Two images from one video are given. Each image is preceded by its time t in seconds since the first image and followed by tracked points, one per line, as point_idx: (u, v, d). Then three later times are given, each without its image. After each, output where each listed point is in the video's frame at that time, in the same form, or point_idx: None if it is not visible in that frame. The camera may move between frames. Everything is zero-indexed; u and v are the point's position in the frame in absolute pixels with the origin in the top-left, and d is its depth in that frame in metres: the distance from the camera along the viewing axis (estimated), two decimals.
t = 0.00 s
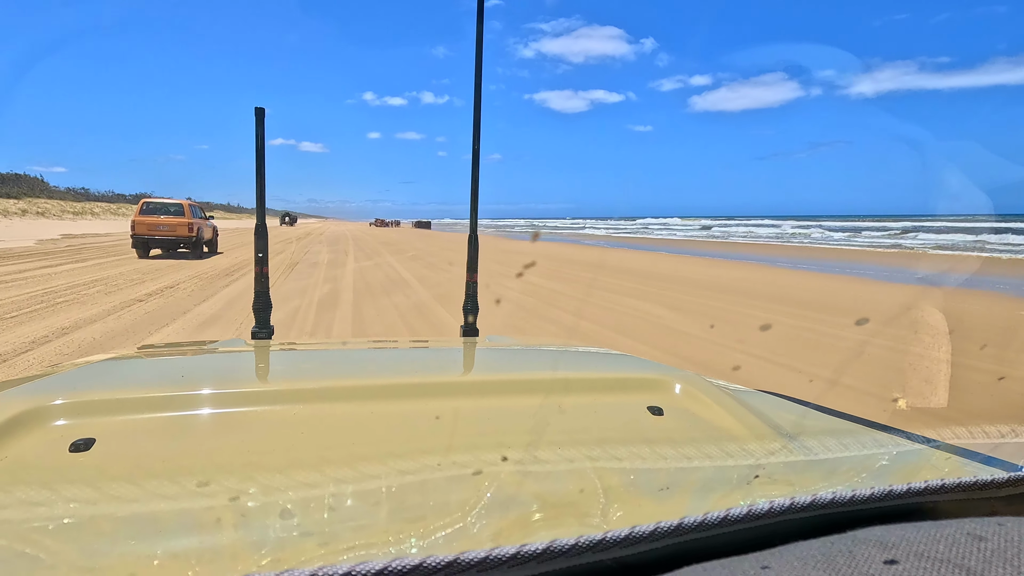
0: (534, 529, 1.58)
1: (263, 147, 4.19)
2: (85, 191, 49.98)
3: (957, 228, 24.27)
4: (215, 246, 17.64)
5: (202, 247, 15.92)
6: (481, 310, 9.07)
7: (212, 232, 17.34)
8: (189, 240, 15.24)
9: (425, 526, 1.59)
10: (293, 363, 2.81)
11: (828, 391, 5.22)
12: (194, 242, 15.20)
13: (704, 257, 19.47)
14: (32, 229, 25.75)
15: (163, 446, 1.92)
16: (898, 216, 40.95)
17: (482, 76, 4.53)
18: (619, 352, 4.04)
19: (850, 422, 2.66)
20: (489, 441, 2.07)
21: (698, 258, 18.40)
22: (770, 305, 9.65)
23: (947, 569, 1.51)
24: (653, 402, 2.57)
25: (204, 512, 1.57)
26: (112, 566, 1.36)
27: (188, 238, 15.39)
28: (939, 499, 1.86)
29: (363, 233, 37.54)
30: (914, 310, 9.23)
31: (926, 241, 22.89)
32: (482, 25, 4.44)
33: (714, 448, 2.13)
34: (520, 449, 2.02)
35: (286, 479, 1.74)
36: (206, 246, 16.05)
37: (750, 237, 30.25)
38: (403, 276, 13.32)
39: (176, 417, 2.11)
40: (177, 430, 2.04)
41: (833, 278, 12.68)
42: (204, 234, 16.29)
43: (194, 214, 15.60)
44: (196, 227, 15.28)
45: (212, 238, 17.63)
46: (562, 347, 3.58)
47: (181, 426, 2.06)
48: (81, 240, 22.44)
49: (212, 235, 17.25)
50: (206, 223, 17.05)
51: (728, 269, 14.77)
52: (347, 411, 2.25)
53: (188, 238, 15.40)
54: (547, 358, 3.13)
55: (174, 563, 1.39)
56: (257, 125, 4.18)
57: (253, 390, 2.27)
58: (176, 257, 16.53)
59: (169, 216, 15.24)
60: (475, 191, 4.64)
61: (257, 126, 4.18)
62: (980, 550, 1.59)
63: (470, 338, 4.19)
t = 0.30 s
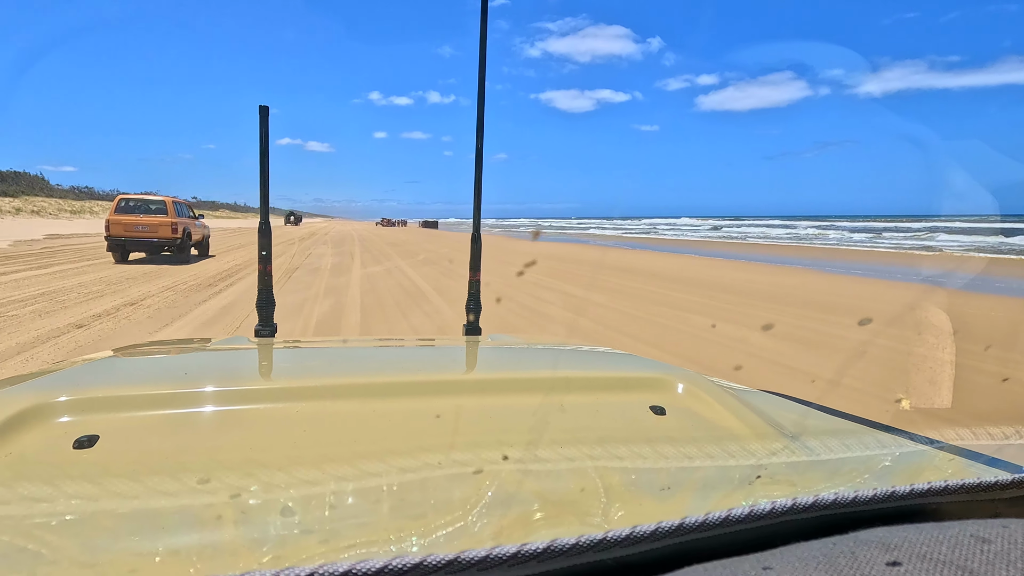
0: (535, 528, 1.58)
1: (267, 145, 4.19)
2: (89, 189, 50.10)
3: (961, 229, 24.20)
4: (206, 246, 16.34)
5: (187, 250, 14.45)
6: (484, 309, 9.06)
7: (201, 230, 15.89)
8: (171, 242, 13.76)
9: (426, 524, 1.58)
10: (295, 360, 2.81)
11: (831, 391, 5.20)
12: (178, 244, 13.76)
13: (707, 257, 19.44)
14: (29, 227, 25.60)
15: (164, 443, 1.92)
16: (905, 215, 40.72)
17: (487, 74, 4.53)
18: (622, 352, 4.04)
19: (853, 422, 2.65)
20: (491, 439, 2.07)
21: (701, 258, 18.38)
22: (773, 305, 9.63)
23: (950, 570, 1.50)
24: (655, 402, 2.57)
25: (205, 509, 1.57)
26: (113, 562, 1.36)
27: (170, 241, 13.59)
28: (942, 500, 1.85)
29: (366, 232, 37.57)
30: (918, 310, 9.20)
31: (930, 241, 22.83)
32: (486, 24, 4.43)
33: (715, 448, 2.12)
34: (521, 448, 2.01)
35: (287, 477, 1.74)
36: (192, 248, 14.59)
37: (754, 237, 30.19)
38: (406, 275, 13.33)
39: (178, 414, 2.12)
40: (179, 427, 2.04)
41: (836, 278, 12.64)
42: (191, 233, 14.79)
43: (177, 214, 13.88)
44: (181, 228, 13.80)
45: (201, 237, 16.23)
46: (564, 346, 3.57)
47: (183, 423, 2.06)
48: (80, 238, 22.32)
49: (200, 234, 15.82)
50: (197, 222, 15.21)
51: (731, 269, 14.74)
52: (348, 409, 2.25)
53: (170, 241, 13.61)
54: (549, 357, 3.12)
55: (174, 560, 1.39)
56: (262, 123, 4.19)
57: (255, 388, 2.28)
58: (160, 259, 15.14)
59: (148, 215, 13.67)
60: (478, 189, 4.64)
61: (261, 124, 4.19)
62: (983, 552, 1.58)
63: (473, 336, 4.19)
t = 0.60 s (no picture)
0: (535, 527, 1.60)
1: (270, 145, 4.21)
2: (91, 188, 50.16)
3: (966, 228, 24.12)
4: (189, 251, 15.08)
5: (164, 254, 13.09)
6: (486, 309, 9.07)
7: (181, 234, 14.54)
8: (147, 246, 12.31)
9: (427, 523, 1.60)
10: (299, 360, 2.83)
11: (832, 391, 5.20)
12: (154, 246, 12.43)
13: (710, 256, 19.44)
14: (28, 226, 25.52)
15: (169, 441, 1.94)
16: (910, 215, 40.55)
17: (488, 73, 4.54)
18: (623, 351, 4.04)
19: (853, 422, 2.65)
20: (491, 439, 2.08)
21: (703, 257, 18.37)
22: (776, 305, 9.62)
23: (945, 569, 1.51)
24: (655, 402, 2.57)
25: (207, 507, 1.59)
26: (117, 559, 1.38)
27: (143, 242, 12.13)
28: (940, 500, 1.85)
29: (369, 232, 37.62)
30: (921, 310, 9.19)
31: (935, 241, 22.76)
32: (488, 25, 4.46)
33: (716, 447, 2.13)
34: (522, 447, 2.03)
35: (289, 475, 1.76)
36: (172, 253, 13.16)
37: (757, 237, 30.15)
38: (409, 275, 13.36)
39: (182, 413, 2.14)
40: (182, 426, 2.06)
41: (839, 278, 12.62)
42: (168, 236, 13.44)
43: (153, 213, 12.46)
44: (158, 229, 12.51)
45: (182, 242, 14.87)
46: (567, 345, 3.58)
47: (186, 422, 2.08)
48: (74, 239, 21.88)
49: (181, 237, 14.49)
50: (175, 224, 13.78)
51: (734, 269, 14.73)
52: (350, 409, 2.26)
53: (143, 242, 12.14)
54: (551, 356, 3.13)
55: (178, 557, 1.41)
56: (264, 123, 4.21)
57: (259, 387, 2.29)
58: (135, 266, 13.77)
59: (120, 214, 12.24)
60: (479, 190, 4.65)
61: (264, 124, 4.21)
62: (980, 551, 1.59)
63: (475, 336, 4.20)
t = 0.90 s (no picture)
0: (539, 525, 1.59)
1: (274, 143, 4.22)
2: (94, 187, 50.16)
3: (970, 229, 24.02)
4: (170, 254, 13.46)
5: (134, 260, 11.23)
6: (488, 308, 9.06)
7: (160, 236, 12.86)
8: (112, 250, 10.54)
9: (432, 521, 1.60)
10: (303, 358, 2.83)
11: (835, 391, 5.19)
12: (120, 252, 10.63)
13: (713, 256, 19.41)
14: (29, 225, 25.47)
15: (174, 439, 1.94)
16: (916, 216, 40.36)
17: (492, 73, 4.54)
18: (626, 350, 4.03)
19: (857, 422, 2.64)
20: (495, 437, 2.08)
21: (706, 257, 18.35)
22: (779, 304, 9.60)
23: (952, 570, 1.51)
24: (659, 401, 2.57)
25: (212, 504, 1.59)
26: (122, 556, 1.39)
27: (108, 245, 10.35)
28: (947, 501, 1.84)
29: (371, 232, 37.62)
30: (925, 310, 9.16)
31: (939, 241, 22.67)
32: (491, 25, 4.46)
33: (720, 447, 2.13)
34: (525, 446, 2.02)
35: (294, 473, 1.76)
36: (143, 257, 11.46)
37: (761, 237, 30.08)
38: (411, 274, 13.36)
39: (186, 410, 2.14)
40: (187, 423, 2.06)
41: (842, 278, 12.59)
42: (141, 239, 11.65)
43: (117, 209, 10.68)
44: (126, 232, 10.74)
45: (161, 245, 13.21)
46: (570, 344, 3.57)
47: (191, 420, 2.08)
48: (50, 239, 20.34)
49: (160, 240, 12.74)
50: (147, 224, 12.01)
51: (737, 269, 14.70)
52: (354, 407, 2.26)
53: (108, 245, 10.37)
54: (554, 355, 3.13)
55: (183, 554, 1.41)
56: (268, 122, 4.21)
57: (263, 385, 2.29)
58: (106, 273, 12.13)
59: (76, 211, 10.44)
60: (482, 189, 4.65)
61: (268, 123, 4.21)
62: (988, 552, 1.59)
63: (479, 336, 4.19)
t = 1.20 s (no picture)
0: (536, 526, 1.60)
1: (274, 143, 4.23)
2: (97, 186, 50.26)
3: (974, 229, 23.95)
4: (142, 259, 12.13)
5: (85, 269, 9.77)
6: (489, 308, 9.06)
7: (127, 239, 11.42)
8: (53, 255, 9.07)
9: (429, 521, 1.60)
10: (303, 358, 2.84)
11: (835, 392, 5.19)
12: (65, 258, 9.19)
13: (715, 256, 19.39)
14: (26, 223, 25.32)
15: (173, 438, 1.95)
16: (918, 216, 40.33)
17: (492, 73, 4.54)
18: (626, 351, 4.03)
19: (856, 423, 2.64)
20: (493, 438, 2.08)
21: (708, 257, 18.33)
22: (780, 304, 9.59)
23: (947, 572, 1.51)
24: (657, 402, 2.57)
25: (210, 504, 1.60)
26: (121, 555, 1.40)
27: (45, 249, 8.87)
28: (943, 502, 1.84)
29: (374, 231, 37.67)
30: (926, 310, 9.15)
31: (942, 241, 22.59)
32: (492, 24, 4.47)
33: (717, 448, 2.13)
34: (523, 446, 2.03)
35: (291, 473, 1.77)
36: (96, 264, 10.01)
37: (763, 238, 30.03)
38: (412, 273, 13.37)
39: (187, 410, 2.15)
40: (187, 423, 2.07)
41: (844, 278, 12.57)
42: (97, 243, 10.20)
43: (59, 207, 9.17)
44: (72, 235, 9.26)
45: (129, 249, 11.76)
46: (571, 345, 3.57)
47: (190, 419, 2.09)
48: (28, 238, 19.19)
49: (124, 244, 11.30)
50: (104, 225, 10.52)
51: (738, 268, 14.68)
52: (353, 407, 2.27)
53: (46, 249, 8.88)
54: (553, 356, 3.13)
55: (180, 554, 1.42)
56: (269, 122, 4.23)
57: (263, 385, 2.30)
58: (64, 283, 10.75)
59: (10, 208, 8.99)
60: (483, 188, 4.65)
61: (269, 123, 4.23)
62: (983, 554, 1.59)
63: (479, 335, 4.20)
